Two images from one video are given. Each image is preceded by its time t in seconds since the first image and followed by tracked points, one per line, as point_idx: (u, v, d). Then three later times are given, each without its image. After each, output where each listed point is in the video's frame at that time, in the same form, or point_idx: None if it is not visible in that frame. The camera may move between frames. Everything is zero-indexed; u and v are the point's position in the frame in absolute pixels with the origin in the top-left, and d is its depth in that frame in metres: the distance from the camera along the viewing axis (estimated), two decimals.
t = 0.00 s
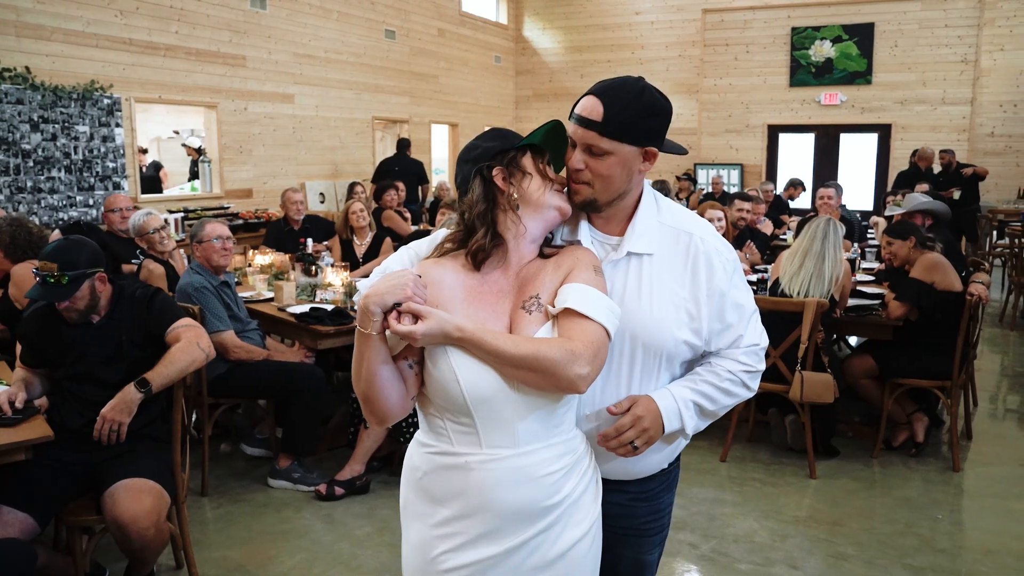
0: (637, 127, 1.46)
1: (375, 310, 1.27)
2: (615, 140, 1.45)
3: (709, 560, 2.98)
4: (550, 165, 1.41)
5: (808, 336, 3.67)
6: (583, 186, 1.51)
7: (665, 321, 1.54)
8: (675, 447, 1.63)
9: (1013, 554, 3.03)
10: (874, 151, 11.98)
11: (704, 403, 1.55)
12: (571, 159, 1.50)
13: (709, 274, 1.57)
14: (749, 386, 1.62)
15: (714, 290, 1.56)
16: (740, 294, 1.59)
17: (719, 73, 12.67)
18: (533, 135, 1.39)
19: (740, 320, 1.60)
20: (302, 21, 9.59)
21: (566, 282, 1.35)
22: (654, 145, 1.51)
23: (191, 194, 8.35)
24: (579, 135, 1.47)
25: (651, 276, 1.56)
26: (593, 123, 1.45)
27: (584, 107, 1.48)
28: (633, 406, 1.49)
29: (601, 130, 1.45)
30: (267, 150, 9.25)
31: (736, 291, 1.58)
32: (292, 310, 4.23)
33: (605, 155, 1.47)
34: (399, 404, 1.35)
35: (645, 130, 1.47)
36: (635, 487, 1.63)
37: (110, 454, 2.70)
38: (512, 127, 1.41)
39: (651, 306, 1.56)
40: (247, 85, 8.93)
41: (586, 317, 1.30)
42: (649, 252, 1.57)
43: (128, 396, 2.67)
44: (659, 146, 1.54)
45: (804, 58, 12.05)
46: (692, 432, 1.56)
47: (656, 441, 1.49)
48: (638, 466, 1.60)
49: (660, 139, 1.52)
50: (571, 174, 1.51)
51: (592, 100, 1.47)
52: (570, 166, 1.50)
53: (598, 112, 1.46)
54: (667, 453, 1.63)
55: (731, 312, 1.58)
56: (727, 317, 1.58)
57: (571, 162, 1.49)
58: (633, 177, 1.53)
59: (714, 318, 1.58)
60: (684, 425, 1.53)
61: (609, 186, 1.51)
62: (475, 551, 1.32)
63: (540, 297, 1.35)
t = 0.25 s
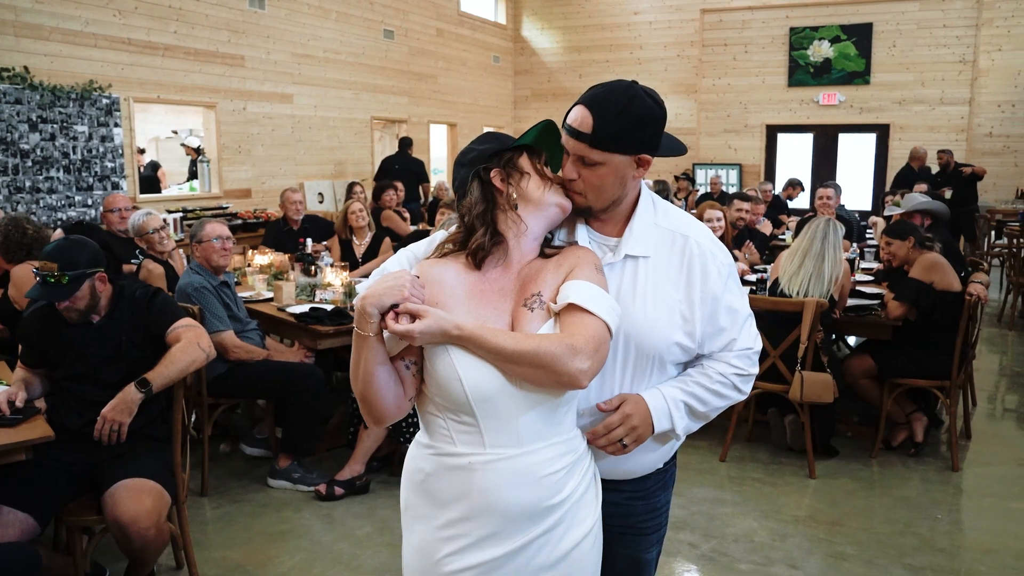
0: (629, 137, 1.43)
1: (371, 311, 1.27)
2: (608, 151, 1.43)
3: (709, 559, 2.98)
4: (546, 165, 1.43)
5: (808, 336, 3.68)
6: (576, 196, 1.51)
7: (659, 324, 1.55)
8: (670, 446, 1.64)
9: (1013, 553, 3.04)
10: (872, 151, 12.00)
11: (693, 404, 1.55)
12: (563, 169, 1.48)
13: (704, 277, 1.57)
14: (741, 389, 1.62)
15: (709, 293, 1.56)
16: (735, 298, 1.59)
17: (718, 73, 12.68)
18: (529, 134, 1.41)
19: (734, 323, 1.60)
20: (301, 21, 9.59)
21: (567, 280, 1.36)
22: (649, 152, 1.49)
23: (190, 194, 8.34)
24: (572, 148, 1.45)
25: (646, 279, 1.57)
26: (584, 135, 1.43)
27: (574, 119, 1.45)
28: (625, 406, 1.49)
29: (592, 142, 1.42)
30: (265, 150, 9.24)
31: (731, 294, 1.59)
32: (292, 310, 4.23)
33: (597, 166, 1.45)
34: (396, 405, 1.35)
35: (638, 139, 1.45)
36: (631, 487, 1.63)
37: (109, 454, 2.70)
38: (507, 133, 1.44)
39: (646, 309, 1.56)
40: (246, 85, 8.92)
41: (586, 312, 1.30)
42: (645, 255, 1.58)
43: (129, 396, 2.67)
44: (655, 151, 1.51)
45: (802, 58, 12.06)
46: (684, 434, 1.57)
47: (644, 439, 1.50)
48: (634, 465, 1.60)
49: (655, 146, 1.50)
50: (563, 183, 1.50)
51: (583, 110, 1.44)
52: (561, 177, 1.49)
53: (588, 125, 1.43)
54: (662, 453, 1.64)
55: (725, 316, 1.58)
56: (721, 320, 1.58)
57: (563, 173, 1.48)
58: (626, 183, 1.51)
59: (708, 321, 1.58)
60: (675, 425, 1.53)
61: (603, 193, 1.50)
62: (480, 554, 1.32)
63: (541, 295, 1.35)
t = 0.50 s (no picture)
0: (626, 142, 1.42)
1: (374, 310, 1.26)
2: (605, 156, 1.43)
3: (711, 560, 2.99)
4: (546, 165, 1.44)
5: (809, 336, 3.68)
6: (575, 199, 1.52)
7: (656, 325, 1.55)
8: (667, 447, 1.64)
9: (1014, 554, 3.04)
10: (873, 151, 12.00)
11: (687, 403, 1.55)
12: (562, 173, 1.49)
13: (701, 277, 1.57)
14: (737, 389, 1.62)
15: (706, 293, 1.56)
16: (732, 299, 1.59)
17: (718, 73, 12.67)
18: (529, 135, 1.43)
19: (730, 324, 1.60)
20: (301, 21, 9.59)
21: (568, 280, 1.36)
22: (648, 156, 1.48)
23: (191, 194, 8.34)
24: (570, 151, 1.44)
25: (643, 279, 1.57)
26: (580, 141, 1.42)
27: (571, 124, 1.44)
28: (622, 404, 1.49)
29: (588, 147, 1.42)
30: (266, 151, 9.24)
31: (727, 295, 1.59)
32: (293, 310, 4.23)
33: (595, 170, 1.46)
34: (396, 404, 1.35)
35: (635, 143, 1.43)
36: (628, 486, 1.63)
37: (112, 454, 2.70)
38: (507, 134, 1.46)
39: (645, 310, 1.56)
40: (247, 85, 8.92)
41: (588, 311, 1.31)
42: (643, 256, 1.58)
43: (131, 396, 2.67)
44: (653, 155, 1.51)
45: (803, 58, 12.06)
46: (679, 434, 1.57)
47: (638, 437, 1.50)
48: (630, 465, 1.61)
49: (653, 150, 1.49)
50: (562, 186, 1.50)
51: (579, 115, 1.43)
52: (561, 179, 1.49)
53: (584, 129, 1.42)
54: (659, 453, 1.63)
55: (721, 316, 1.58)
56: (718, 320, 1.58)
57: (562, 177, 1.49)
58: (624, 187, 1.51)
59: (705, 321, 1.58)
60: (669, 424, 1.53)
61: (600, 197, 1.50)
62: (483, 556, 1.32)
63: (542, 296, 1.35)
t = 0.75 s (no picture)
0: (623, 144, 1.42)
1: (378, 308, 1.26)
2: (603, 158, 1.43)
3: (714, 560, 2.99)
4: (546, 165, 1.43)
5: (812, 336, 3.68)
6: (572, 203, 1.52)
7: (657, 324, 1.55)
8: (666, 447, 1.64)
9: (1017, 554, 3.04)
10: (875, 151, 11.99)
11: (689, 403, 1.55)
12: (561, 174, 1.48)
13: (701, 276, 1.57)
14: (737, 389, 1.62)
15: (706, 293, 1.57)
16: (731, 298, 1.60)
17: (720, 73, 12.67)
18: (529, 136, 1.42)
19: (730, 323, 1.60)
20: (303, 21, 9.59)
21: (569, 281, 1.36)
22: (645, 159, 1.49)
23: (193, 194, 8.34)
24: (568, 153, 1.44)
25: (643, 278, 1.57)
26: (578, 145, 1.42)
27: (570, 127, 1.43)
28: (623, 404, 1.49)
29: (586, 150, 1.42)
30: (268, 151, 9.25)
31: (727, 294, 1.59)
32: (296, 310, 4.23)
33: (593, 173, 1.46)
34: (399, 406, 1.34)
35: (633, 144, 1.43)
36: (630, 486, 1.63)
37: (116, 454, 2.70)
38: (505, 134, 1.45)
39: (645, 310, 1.56)
40: (249, 85, 8.93)
41: (590, 312, 1.31)
42: (643, 257, 1.58)
43: (135, 396, 2.67)
44: (651, 156, 1.51)
45: (805, 58, 12.06)
46: (680, 435, 1.57)
47: (639, 436, 1.50)
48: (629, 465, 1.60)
49: (651, 151, 1.49)
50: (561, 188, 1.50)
51: (577, 119, 1.43)
52: (561, 180, 1.49)
53: (583, 132, 1.42)
54: (659, 454, 1.63)
55: (721, 316, 1.59)
56: (718, 320, 1.59)
57: (561, 179, 1.48)
58: (623, 188, 1.51)
59: (704, 320, 1.58)
60: (669, 424, 1.53)
61: (599, 199, 1.50)
62: (485, 556, 1.32)
63: (544, 296, 1.35)
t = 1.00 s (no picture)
0: (624, 145, 1.42)
1: (383, 308, 1.26)
2: (604, 161, 1.43)
3: (721, 560, 2.98)
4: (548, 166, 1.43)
5: (819, 337, 3.67)
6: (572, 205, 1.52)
7: (663, 323, 1.55)
8: (671, 448, 1.64)
9: None
10: (882, 151, 11.95)
11: (696, 403, 1.55)
12: (562, 176, 1.48)
13: (706, 276, 1.57)
14: (744, 388, 1.62)
15: (711, 293, 1.57)
16: (736, 297, 1.59)
17: (727, 73, 12.65)
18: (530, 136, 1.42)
19: (736, 323, 1.60)
20: (310, 22, 9.62)
21: (573, 281, 1.36)
22: (646, 161, 1.48)
23: (200, 194, 8.37)
24: (568, 156, 1.44)
25: (649, 277, 1.57)
26: (579, 148, 1.42)
27: (570, 130, 1.43)
28: (629, 405, 1.49)
29: (587, 153, 1.41)
30: (275, 151, 9.28)
31: (733, 293, 1.59)
32: (303, 310, 4.24)
33: (595, 175, 1.46)
34: (404, 405, 1.34)
35: (632, 147, 1.43)
36: (637, 486, 1.63)
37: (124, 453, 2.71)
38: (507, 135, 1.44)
39: (650, 310, 1.56)
40: (256, 86, 8.95)
41: (594, 313, 1.31)
42: (648, 256, 1.58)
43: (143, 395, 2.68)
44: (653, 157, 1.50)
45: (812, 58, 12.03)
46: (687, 435, 1.57)
47: (647, 437, 1.49)
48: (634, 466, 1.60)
49: (652, 153, 1.48)
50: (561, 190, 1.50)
51: (577, 122, 1.42)
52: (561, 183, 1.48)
53: (584, 133, 1.42)
54: (665, 454, 1.63)
55: (726, 315, 1.58)
56: (723, 319, 1.58)
57: (562, 181, 1.48)
58: (624, 190, 1.51)
59: (710, 320, 1.58)
60: (678, 424, 1.53)
61: (599, 201, 1.50)
62: (491, 556, 1.32)
63: (547, 296, 1.36)
